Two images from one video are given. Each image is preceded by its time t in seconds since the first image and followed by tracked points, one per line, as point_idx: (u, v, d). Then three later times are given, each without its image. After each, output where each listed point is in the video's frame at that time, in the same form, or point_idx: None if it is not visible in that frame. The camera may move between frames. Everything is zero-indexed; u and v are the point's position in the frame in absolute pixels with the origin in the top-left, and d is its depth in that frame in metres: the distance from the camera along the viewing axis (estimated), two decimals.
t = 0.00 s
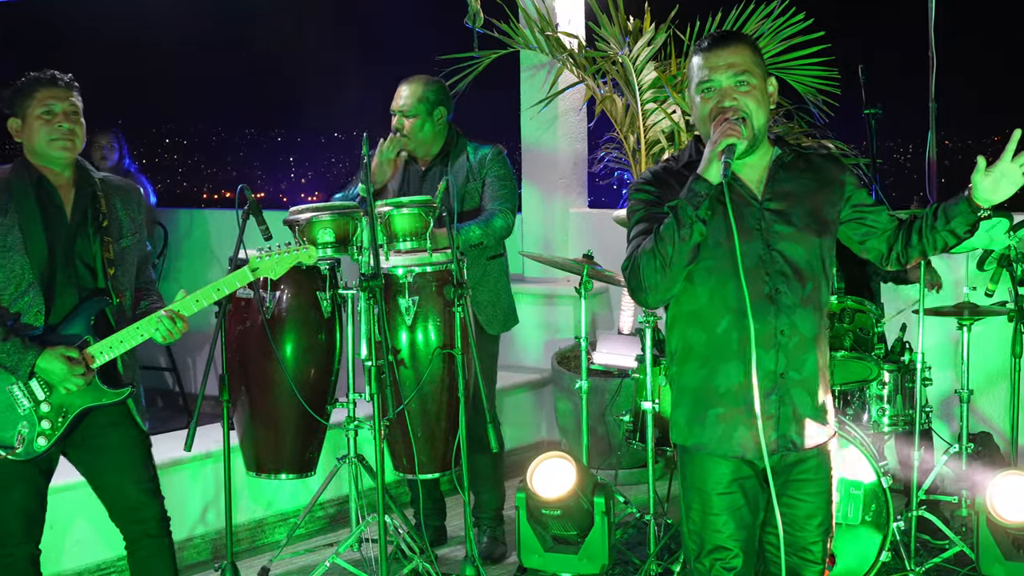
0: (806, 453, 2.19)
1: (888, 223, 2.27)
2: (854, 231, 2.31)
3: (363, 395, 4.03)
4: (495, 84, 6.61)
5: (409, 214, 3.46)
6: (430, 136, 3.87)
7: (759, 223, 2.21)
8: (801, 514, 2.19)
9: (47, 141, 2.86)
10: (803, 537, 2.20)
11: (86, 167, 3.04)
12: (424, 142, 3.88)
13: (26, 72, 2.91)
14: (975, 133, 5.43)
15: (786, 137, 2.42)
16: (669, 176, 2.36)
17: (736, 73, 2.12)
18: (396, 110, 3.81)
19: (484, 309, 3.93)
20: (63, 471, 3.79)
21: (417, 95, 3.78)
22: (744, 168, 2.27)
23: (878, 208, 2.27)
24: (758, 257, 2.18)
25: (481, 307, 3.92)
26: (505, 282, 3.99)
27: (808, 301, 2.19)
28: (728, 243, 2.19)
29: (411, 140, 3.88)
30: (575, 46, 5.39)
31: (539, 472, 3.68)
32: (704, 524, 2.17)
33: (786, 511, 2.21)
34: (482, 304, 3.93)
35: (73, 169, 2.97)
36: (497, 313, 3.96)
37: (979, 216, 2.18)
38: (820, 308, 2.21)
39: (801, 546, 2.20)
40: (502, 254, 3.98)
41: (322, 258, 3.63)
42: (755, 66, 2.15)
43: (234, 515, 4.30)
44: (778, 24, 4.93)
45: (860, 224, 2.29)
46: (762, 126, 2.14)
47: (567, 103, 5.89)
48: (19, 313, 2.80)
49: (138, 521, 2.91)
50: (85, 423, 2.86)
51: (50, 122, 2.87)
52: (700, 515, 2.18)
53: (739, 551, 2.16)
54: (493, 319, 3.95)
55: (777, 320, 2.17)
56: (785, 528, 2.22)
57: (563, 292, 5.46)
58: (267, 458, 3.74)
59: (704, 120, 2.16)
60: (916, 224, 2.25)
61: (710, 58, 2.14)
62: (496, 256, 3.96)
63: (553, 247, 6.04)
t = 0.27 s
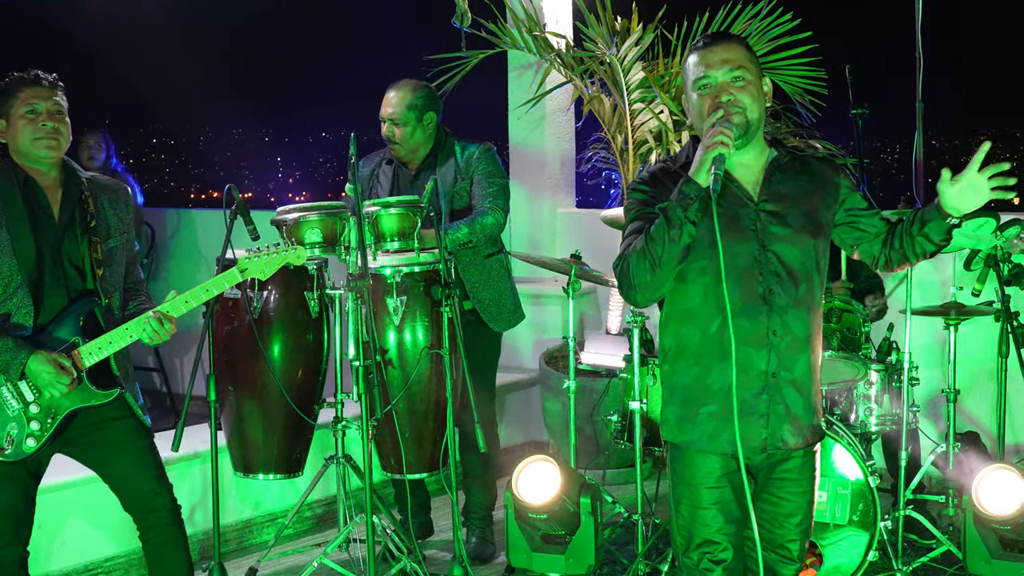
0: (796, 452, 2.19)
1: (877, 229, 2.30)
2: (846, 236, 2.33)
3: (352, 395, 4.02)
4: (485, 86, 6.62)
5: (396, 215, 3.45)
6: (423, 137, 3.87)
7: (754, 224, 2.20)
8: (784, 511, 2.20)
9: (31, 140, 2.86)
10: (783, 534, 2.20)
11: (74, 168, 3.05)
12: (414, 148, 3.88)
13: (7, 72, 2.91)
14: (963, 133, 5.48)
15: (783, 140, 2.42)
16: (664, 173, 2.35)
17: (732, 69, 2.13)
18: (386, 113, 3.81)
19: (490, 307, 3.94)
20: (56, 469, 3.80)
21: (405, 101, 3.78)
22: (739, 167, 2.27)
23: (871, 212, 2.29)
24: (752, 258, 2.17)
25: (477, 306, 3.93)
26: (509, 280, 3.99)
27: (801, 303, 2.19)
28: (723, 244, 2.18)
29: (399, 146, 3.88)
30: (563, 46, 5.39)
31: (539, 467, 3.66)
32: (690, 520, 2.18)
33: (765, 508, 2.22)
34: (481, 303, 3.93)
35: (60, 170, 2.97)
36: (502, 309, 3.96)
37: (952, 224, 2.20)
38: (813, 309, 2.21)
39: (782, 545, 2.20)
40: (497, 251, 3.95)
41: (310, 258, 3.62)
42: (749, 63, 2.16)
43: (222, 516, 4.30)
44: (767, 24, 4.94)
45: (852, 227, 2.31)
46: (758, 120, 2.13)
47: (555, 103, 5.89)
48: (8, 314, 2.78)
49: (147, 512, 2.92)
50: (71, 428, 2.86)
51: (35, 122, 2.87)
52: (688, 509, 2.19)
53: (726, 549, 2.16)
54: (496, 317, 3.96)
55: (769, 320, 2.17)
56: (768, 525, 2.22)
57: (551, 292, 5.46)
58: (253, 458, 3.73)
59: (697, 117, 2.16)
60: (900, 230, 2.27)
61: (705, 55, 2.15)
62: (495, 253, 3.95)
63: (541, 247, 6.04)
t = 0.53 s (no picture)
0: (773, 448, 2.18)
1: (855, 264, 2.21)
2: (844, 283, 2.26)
3: (341, 396, 4.02)
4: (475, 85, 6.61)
5: (386, 213, 3.50)
6: (404, 140, 3.87)
7: (746, 221, 2.22)
8: (763, 503, 2.21)
9: (56, 141, 2.84)
10: (765, 526, 2.21)
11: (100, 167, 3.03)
12: (397, 148, 3.88)
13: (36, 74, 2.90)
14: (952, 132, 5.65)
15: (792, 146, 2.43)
16: (670, 165, 2.34)
17: (737, 75, 2.12)
18: (368, 115, 3.79)
19: (465, 308, 3.93)
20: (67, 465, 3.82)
21: (388, 97, 3.77)
22: (740, 168, 2.29)
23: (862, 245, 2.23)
24: (740, 254, 2.19)
25: (457, 307, 3.92)
26: (488, 282, 4.00)
27: (786, 300, 2.20)
28: (710, 239, 2.20)
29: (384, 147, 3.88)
30: (552, 46, 5.40)
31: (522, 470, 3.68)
32: (668, 501, 2.21)
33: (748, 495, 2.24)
34: (459, 304, 3.92)
35: (86, 170, 2.96)
36: (475, 313, 3.95)
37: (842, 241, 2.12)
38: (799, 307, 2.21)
39: (762, 537, 2.21)
40: (478, 254, 3.95)
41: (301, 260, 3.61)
42: (756, 70, 2.14)
43: (211, 516, 4.29)
44: (755, 24, 4.95)
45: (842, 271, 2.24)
46: (760, 127, 2.15)
47: (544, 104, 5.88)
48: (29, 312, 2.77)
49: (142, 517, 2.87)
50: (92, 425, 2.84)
51: (60, 122, 2.85)
52: (669, 491, 2.21)
53: (701, 533, 2.18)
54: (469, 321, 3.94)
55: (750, 314, 2.18)
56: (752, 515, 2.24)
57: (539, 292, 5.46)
58: (242, 456, 3.73)
59: (705, 119, 2.16)
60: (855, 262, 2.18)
61: (714, 59, 2.13)
62: (474, 256, 3.94)
63: (529, 247, 6.04)
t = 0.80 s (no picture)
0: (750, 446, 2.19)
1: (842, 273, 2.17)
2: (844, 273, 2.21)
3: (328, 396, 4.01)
4: (465, 85, 6.61)
5: (373, 214, 3.50)
6: (395, 137, 3.88)
7: (732, 222, 2.23)
8: (749, 499, 2.20)
9: (73, 135, 2.87)
10: (752, 523, 2.21)
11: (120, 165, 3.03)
12: (388, 144, 3.89)
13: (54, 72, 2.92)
14: (939, 131, 5.67)
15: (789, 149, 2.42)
16: (661, 166, 2.31)
17: (740, 101, 2.11)
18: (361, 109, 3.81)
19: (450, 308, 3.93)
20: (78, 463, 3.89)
21: (381, 92, 3.79)
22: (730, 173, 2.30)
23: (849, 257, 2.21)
24: (718, 252, 2.21)
25: (444, 306, 3.92)
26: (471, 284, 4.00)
27: (766, 298, 2.21)
28: (691, 239, 2.23)
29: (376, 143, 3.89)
30: (540, 46, 5.40)
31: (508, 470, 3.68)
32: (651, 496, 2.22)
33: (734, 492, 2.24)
34: (445, 303, 3.93)
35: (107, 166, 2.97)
36: (461, 312, 3.96)
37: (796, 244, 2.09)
38: (781, 306, 2.21)
39: (749, 533, 2.21)
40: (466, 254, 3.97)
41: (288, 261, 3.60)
42: (760, 92, 2.13)
43: (199, 516, 4.28)
44: (743, 24, 4.95)
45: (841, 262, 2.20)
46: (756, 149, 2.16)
47: (532, 103, 5.90)
48: (46, 306, 2.83)
49: (138, 512, 2.87)
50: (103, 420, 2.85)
51: (77, 117, 2.88)
52: (652, 486, 2.23)
53: (675, 528, 2.20)
54: (457, 321, 3.94)
55: (728, 312, 2.19)
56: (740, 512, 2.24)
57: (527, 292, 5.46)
58: (229, 455, 3.74)
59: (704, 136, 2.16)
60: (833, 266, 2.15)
61: (718, 79, 2.11)
62: (462, 256, 3.96)
63: (517, 247, 6.03)
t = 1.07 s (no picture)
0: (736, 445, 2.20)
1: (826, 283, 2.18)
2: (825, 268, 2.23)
3: (314, 396, 4.01)
4: (452, 86, 6.60)
5: (358, 214, 3.49)
6: (385, 140, 3.86)
7: (718, 223, 2.24)
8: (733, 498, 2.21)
9: (59, 135, 2.87)
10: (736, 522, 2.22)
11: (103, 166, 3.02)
12: (377, 150, 3.88)
13: (42, 72, 2.93)
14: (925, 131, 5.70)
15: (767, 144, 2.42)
16: (643, 168, 2.31)
17: (717, 96, 2.11)
18: (349, 115, 3.79)
19: (450, 310, 3.92)
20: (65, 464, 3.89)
21: (368, 96, 3.78)
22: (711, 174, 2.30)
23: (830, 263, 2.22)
24: (701, 254, 2.20)
25: (441, 306, 3.91)
26: (467, 281, 3.99)
27: (750, 299, 2.20)
28: (676, 241, 2.22)
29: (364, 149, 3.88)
30: (525, 46, 5.40)
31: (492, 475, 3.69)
32: (633, 496, 2.23)
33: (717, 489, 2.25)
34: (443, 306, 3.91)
35: (89, 168, 2.98)
36: (461, 313, 3.95)
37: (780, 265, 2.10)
38: (764, 306, 2.21)
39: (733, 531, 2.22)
40: (459, 254, 3.97)
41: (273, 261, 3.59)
42: (737, 87, 2.14)
43: (184, 517, 4.28)
44: (728, 24, 4.96)
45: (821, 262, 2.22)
46: (736, 142, 2.17)
47: (517, 104, 5.91)
48: (29, 309, 2.82)
49: (122, 513, 2.87)
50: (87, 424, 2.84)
51: (62, 117, 2.88)
52: (632, 485, 2.23)
53: (660, 529, 2.21)
54: (453, 319, 3.93)
55: (713, 314, 2.19)
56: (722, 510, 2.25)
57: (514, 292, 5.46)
58: (215, 457, 3.72)
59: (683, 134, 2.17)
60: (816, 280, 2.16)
61: (695, 77, 2.12)
62: (456, 257, 3.96)
63: (504, 247, 6.03)
